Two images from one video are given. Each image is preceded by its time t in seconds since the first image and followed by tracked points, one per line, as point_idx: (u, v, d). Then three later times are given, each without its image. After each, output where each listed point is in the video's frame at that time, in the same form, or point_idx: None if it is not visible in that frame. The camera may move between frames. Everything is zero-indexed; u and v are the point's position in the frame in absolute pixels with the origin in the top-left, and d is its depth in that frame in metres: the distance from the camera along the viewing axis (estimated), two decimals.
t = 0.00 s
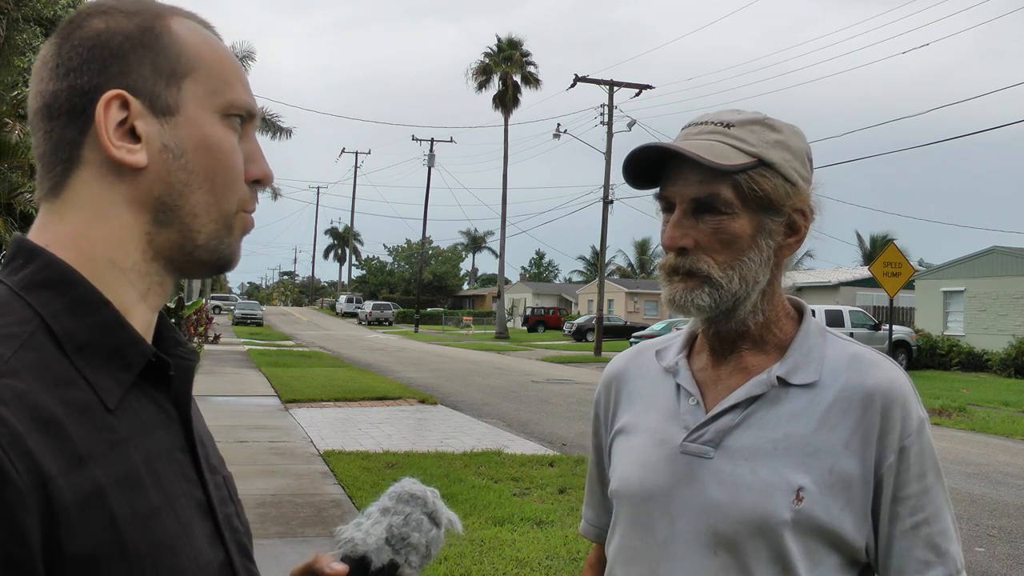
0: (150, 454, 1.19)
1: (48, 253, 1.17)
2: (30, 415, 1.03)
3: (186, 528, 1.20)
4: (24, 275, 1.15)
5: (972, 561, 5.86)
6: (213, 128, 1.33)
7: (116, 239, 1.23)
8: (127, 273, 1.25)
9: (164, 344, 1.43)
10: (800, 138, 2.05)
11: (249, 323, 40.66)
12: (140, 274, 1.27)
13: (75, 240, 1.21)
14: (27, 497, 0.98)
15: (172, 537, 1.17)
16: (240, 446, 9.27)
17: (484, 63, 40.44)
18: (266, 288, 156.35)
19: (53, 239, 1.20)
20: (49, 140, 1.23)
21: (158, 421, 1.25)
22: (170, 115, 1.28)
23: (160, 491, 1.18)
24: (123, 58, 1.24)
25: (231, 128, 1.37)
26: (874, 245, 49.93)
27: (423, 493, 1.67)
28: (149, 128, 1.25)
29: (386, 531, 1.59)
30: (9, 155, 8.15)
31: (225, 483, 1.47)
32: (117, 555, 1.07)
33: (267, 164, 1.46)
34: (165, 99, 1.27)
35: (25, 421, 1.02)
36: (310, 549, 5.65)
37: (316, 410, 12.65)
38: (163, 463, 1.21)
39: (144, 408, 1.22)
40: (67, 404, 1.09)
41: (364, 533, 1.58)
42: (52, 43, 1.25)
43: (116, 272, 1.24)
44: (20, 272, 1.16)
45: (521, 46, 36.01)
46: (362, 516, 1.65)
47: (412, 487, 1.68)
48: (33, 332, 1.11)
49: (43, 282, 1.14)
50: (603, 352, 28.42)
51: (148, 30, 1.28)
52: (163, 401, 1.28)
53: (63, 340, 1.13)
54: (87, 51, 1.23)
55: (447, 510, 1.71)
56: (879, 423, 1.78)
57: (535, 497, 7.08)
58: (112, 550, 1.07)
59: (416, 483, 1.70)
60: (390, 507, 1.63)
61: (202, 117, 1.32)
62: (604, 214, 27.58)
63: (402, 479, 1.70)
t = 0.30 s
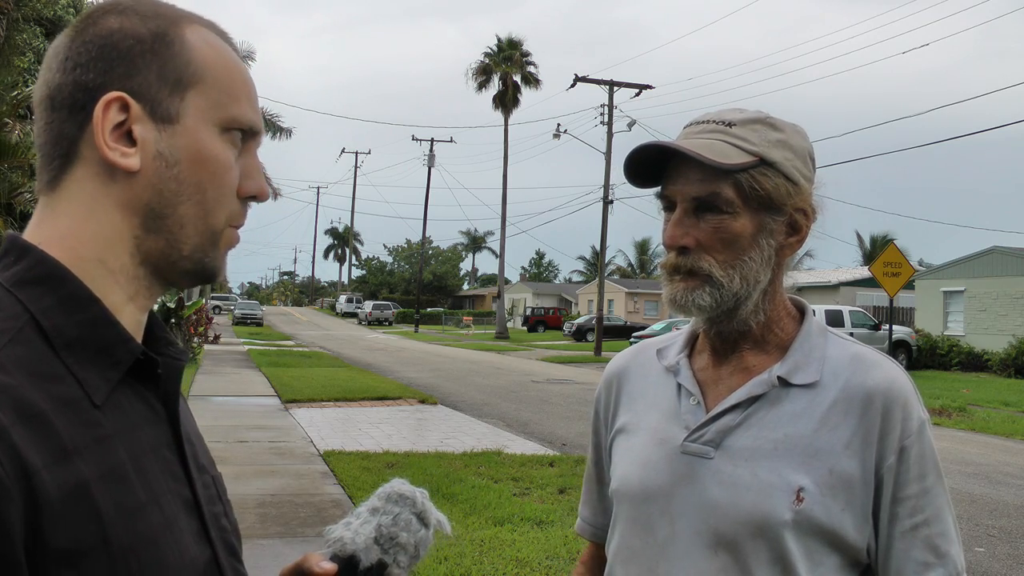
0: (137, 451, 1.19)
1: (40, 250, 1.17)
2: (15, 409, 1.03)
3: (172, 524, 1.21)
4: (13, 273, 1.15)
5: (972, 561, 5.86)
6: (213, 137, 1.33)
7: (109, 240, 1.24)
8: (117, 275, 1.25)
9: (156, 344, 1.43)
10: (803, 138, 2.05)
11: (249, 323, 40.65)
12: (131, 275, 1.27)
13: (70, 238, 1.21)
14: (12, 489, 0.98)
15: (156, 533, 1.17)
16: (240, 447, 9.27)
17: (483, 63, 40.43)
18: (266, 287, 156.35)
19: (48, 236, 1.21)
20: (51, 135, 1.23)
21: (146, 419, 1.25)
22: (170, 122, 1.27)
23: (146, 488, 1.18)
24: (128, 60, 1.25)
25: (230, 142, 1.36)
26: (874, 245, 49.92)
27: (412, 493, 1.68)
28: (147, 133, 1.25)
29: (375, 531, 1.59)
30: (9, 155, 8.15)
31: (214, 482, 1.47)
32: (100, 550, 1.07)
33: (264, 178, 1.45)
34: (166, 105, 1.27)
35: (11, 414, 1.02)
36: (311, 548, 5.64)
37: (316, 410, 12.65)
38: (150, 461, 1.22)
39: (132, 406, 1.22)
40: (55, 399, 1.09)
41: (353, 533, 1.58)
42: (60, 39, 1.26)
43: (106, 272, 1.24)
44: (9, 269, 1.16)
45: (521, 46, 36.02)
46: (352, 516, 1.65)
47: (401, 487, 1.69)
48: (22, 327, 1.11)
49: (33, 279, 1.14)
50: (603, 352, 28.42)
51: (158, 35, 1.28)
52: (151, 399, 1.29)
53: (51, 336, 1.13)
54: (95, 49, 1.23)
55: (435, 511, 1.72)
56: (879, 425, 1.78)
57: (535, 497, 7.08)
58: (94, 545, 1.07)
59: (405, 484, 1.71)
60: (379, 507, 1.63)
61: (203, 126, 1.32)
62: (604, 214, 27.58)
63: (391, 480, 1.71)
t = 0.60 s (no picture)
0: (136, 451, 1.19)
1: (37, 252, 1.17)
2: (18, 409, 1.03)
3: (171, 522, 1.21)
4: (9, 274, 1.14)
5: (972, 561, 5.86)
6: (205, 132, 1.33)
7: (104, 243, 1.24)
8: (115, 276, 1.26)
9: (150, 344, 1.42)
10: (806, 138, 2.05)
11: (248, 323, 40.64)
12: (128, 275, 1.28)
13: (65, 242, 1.21)
14: (17, 489, 0.98)
15: (157, 531, 1.17)
16: (240, 447, 9.27)
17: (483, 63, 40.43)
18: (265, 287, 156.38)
19: (42, 240, 1.21)
20: (41, 142, 1.23)
21: (143, 417, 1.25)
22: (161, 121, 1.27)
23: (146, 486, 1.18)
24: (114, 64, 1.24)
25: (225, 133, 1.37)
26: (874, 245, 49.90)
27: (404, 491, 1.68)
28: (140, 135, 1.25)
29: (367, 529, 1.59)
30: (9, 155, 8.14)
31: (209, 482, 1.47)
32: (102, 549, 1.07)
33: (262, 166, 1.47)
34: (157, 105, 1.27)
35: (13, 414, 1.02)
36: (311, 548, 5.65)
37: (316, 410, 12.64)
38: (148, 459, 1.22)
39: (129, 405, 1.23)
40: (54, 398, 1.09)
41: (345, 531, 1.58)
42: (45, 44, 1.25)
43: (105, 275, 1.24)
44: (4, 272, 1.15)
45: (521, 46, 36.03)
46: (344, 513, 1.65)
47: (393, 486, 1.68)
48: (21, 327, 1.11)
49: (30, 280, 1.14)
50: (603, 352, 28.41)
51: (144, 36, 1.28)
52: (148, 398, 1.29)
53: (50, 336, 1.13)
54: (79, 55, 1.22)
55: (427, 508, 1.72)
56: (882, 424, 1.78)
57: (535, 497, 7.08)
58: (98, 544, 1.07)
59: (397, 481, 1.71)
60: (372, 505, 1.63)
61: (194, 122, 1.32)
62: (604, 214, 27.58)
63: (382, 478, 1.71)
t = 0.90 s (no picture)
0: (137, 452, 1.19)
1: (34, 253, 1.17)
2: (19, 414, 1.03)
3: (174, 524, 1.21)
4: (8, 275, 1.14)
5: (972, 561, 5.86)
6: (201, 131, 1.33)
7: (100, 244, 1.24)
8: (112, 276, 1.26)
9: (148, 345, 1.42)
10: (805, 138, 2.05)
11: (248, 323, 40.63)
12: (125, 275, 1.28)
13: (61, 241, 1.21)
14: (20, 494, 0.98)
15: (160, 533, 1.17)
16: (240, 447, 9.27)
17: (483, 63, 40.42)
18: (265, 287, 156.34)
19: (37, 240, 1.21)
20: (36, 142, 1.23)
21: (143, 419, 1.25)
22: (156, 119, 1.27)
23: (148, 488, 1.18)
24: (107, 62, 1.24)
25: (220, 131, 1.37)
26: (874, 245, 49.89)
27: (405, 489, 1.68)
28: (134, 133, 1.25)
29: (368, 528, 1.59)
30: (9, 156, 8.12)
31: (209, 482, 1.47)
32: (107, 552, 1.07)
33: (259, 165, 1.46)
34: (150, 102, 1.27)
35: (15, 420, 1.02)
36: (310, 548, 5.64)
37: (316, 410, 12.65)
38: (150, 461, 1.22)
39: (130, 406, 1.23)
40: (55, 402, 1.09)
41: (347, 530, 1.58)
42: (39, 44, 1.25)
43: (101, 275, 1.24)
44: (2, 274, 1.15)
45: (521, 46, 36.03)
46: (345, 513, 1.65)
47: (394, 484, 1.68)
48: (21, 330, 1.10)
49: (29, 282, 1.14)
50: (603, 352, 28.41)
51: (136, 33, 1.28)
52: (147, 399, 1.29)
53: (50, 339, 1.12)
54: (71, 54, 1.22)
55: (429, 506, 1.72)
56: (881, 424, 1.78)
57: (535, 497, 7.08)
58: (101, 547, 1.07)
59: (397, 479, 1.71)
60: (373, 504, 1.63)
61: (189, 120, 1.32)
62: (604, 214, 27.58)
63: (383, 476, 1.71)
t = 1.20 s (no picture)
0: (136, 456, 1.19)
1: (35, 254, 1.17)
2: (14, 419, 1.03)
3: (173, 527, 1.21)
4: (8, 277, 1.14)
5: (972, 561, 5.86)
6: (206, 132, 1.33)
7: (104, 244, 1.24)
8: (114, 278, 1.26)
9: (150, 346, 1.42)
10: (805, 139, 2.05)
11: (248, 323, 40.65)
12: (128, 276, 1.28)
13: (65, 241, 1.22)
14: (14, 501, 0.98)
15: (158, 536, 1.17)
16: (240, 447, 9.27)
17: (483, 63, 40.41)
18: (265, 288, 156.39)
19: (42, 241, 1.21)
20: (41, 141, 1.23)
21: (144, 421, 1.25)
22: (161, 119, 1.27)
23: (147, 492, 1.19)
24: (113, 61, 1.24)
25: (227, 133, 1.37)
26: (874, 245, 49.87)
27: (408, 489, 1.68)
28: (139, 133, 1.25)
29: (371, 528, 1.59)
30: (9, 156, 8.09)
31: (213, 483, 1.48)
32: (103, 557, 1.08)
33: (264, 167, 1.46)
34: (155, 103, 1.27)
35: (10, 425, 1.02)
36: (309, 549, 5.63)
37: (316, 410, 12.65)
38: (150, 464, 1.22)
39: (130, 409, 1.23)
40: (53, 406, 1.09)
41: (350, 531, 1.58)
42: (46, 43, 1.25)
43: (104, 277, 1.24)
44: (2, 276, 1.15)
45: (521, 46, 36.02)
46: (348, 514, 1.65)
47: (396, 484, 1.69)
48: (19, 333, 1.11)
49: (29, 284, 1.14)
50: (603, 352, 28.42)
51: (142, 32, 1.28)
52: (149, 402, 1.29)
53: (49, 342, 1.13)
54: (78, 53, 1.23)
55: (431, 506, 1.72)
56: (879, 423, 1.78)
57: (535, 497, 7.08)
58: (98, 553, 1.07)
59: (400, 480, 1.71)
60: (376, 505, 1.63)
61: (194, 122, 1.32)
62: (604, 214, 27.56)
63: (385, 477, 1.71)
